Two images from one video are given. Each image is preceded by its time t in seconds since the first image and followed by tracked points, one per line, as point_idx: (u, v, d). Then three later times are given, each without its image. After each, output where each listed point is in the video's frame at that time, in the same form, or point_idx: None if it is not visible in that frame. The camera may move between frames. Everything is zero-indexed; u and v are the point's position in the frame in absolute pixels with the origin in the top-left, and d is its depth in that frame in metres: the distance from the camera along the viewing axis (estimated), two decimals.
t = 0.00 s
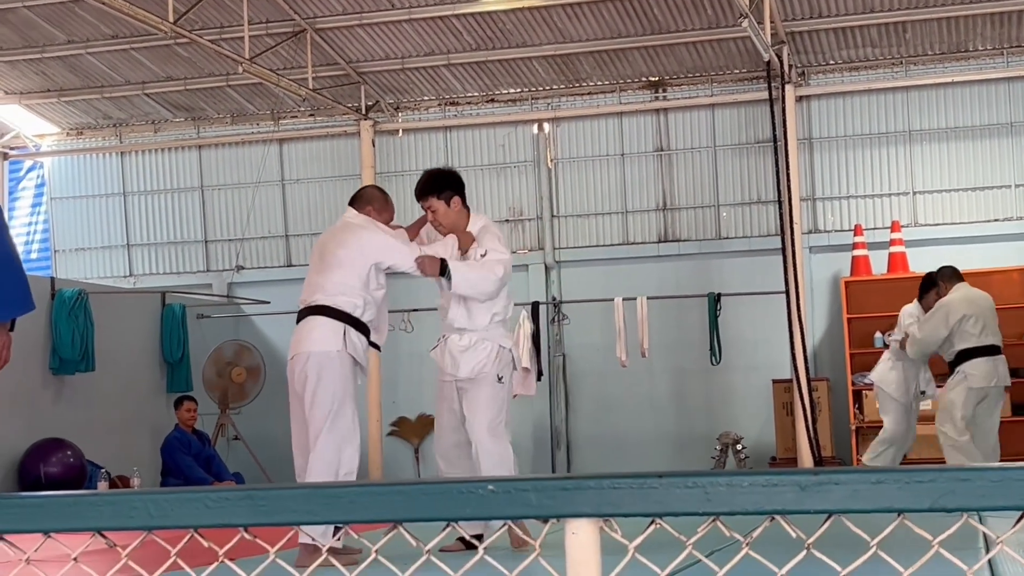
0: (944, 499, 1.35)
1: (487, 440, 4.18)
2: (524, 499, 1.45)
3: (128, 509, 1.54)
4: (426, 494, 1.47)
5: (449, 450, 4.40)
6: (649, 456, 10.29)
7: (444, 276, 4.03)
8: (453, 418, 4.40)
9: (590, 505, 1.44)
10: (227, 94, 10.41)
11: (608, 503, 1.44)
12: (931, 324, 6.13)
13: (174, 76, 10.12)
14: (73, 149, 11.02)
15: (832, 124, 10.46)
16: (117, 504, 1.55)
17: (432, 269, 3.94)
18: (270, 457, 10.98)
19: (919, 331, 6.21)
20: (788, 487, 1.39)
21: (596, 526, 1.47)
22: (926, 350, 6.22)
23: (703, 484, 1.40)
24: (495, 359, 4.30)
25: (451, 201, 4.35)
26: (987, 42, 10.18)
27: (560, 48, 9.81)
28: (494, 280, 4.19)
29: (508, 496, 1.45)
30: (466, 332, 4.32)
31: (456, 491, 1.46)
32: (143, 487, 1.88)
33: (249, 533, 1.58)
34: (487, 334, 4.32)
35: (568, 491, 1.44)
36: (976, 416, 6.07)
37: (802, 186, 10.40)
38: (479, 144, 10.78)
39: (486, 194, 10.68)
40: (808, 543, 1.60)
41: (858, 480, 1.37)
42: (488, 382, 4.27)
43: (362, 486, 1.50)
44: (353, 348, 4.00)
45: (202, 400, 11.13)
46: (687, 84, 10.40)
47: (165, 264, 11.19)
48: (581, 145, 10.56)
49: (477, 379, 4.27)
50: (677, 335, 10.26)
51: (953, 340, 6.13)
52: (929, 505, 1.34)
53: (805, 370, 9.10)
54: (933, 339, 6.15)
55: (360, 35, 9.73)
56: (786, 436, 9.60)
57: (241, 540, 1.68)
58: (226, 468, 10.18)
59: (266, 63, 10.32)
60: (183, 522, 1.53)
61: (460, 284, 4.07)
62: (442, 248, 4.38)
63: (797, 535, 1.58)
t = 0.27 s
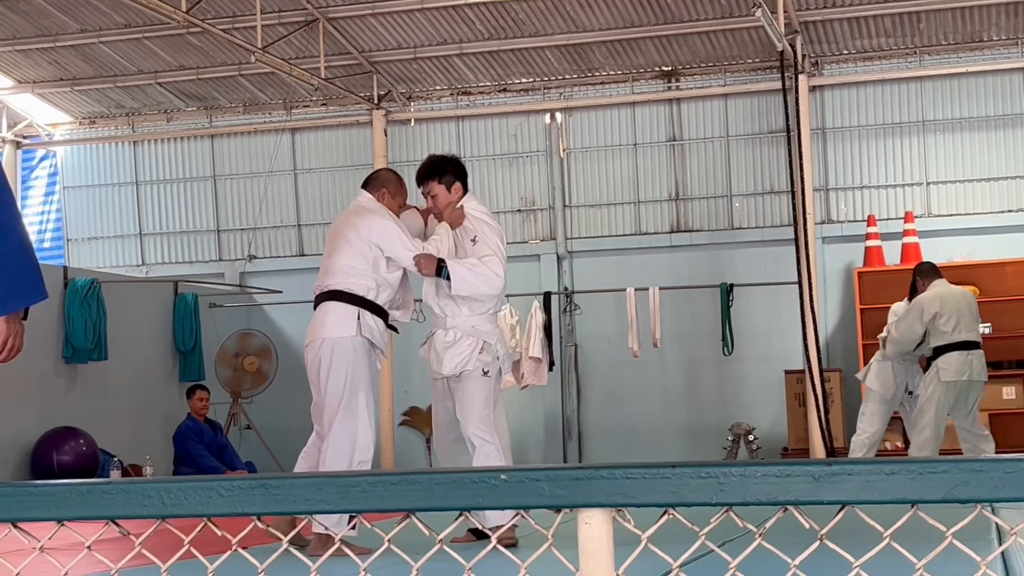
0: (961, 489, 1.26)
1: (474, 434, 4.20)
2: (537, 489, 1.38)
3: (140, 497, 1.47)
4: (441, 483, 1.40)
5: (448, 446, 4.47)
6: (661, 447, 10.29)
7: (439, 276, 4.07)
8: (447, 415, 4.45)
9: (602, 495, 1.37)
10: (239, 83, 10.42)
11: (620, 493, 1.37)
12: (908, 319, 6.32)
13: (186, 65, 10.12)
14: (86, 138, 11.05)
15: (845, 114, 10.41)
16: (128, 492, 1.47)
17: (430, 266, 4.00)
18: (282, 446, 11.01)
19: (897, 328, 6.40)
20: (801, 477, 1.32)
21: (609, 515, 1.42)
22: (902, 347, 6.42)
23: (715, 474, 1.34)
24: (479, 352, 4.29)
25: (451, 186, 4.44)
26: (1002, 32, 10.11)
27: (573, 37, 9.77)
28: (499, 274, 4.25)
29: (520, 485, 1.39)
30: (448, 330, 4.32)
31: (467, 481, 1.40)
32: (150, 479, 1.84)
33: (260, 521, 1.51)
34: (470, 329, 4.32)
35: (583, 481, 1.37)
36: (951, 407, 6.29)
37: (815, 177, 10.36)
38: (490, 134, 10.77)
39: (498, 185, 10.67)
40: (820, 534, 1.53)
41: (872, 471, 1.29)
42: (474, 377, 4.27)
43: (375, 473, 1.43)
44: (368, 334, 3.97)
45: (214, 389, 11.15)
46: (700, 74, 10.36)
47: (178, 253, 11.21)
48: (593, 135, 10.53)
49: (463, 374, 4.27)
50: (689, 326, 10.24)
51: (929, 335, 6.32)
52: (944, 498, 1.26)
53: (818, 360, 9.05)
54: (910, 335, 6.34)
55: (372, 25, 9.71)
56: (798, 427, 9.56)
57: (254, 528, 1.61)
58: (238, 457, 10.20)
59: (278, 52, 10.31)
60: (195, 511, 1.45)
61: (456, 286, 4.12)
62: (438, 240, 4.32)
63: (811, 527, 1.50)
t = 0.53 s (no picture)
0: (975, 487, 1.31)
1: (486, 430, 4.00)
2: (550, 486, 1.44)
3: (154, 492, 1.54)
4: (455, 480, 1.45)
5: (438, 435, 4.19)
6: (673, 440, 10.28)
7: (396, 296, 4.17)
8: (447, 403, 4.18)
9: (616, 493, 1.42)
10: (253, 76, 10.42)
11: (634, 489, 1.42)
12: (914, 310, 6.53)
13: (200, 59, 10.12)
14: (100, 131, 11.08)
15: (860, 107, 10.38)
16: (143, 487, 1.54)
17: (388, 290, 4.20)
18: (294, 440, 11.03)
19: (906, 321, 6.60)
20: (815, 475, 1.36)
21: (623, 513, 1.45)
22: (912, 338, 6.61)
23: (728, 471, 1.38)
24: (496, 345, 4.09)
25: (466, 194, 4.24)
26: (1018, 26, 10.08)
27: (587, 31, 9.74)
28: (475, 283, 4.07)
29: (534, 482, 1.44)
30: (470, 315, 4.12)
31: (480, 478, 1.45)
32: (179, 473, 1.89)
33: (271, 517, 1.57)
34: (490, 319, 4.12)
35: (596, 477, 1.42)
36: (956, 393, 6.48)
37: (829, 170, 10.34)
38: (504, 127, 10.77)
39: (511, 177, 10.66)
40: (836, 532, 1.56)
41: (887, 469, 1.33)
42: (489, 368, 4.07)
43: (390, 469, 1.48)
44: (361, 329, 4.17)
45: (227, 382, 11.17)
46: (714, 67, 10.34)
47: (191, 246, 11.23)
48: (607, 128, 10.52)
49: (478, 364, 4.06)
50: (702, 319, 10.23)
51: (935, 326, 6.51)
52: (957, 495, 1.31)
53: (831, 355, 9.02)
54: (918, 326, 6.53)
55: (385, 18, 9.70)
56: (811, 421, 9.54)
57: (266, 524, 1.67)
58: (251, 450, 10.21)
59: (292, 45, 10.31)
60: (210, 506, 1.52)
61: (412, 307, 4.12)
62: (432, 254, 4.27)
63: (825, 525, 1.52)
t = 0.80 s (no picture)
0: (992, 490, 1.33)
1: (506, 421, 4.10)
2: (565, 487, 1.47)
3: (171, 493, 1.58)
4: (470, 480, 1.49)
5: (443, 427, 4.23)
6: (686, 438, 10.27)
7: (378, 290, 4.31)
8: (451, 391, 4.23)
9: (630, 494, 1.45)
10: (268, 73, 10.44)
11: (649, 491, 1.45)
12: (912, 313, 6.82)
13: (214, 56, 10.14)
14: (115, 129, 11.13)
15: (874, 104, 10.37)
16: (159, 487, 1.58)
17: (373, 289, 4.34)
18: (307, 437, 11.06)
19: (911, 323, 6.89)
20: (831, 477, 1.38)
21: (637, 514, 1.49)
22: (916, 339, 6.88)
23: (743, 473, 1.41)
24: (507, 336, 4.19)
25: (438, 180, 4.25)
26: None
27: (601, 28, 9.73)
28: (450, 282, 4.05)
29: (549, 482, 1.47)
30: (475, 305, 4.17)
31: (496, 478, 1.48)
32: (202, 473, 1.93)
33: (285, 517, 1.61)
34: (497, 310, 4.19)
35: (611, 479, 1.45)
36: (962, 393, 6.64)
37: (843, 168, 10.34)
38: (518, 124, 10.78)
39: (524, 175, 10.67)
40: (851, 534, 1.57)
41: (904, 471, 1.36)
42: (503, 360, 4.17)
43: (405, 469, 1.52)
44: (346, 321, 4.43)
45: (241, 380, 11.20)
46: (728, 64, 10.34)
47: (205, 242, 11.26)
48: (620, 126, 10.53)
49: (492, 356, 4.14)
50: (716, 317, 10.22)
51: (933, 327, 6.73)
52: (973, 498, 1.33)
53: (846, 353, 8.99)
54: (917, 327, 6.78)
55: (399, 15, 9.71)
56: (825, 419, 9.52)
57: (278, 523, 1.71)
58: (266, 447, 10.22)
59: (306, 43, 10.33)
60: (226, 506, 1.56)
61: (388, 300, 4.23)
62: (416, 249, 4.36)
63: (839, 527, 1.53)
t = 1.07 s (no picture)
0: (1003, 489, 1.40)
1: (531, 427, 4.16)
2: (578, 485, 1.53)
3: (187, 492, 1.64)
4: (485, 478, 1.55)
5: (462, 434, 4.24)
6: (698, 437, 10.27)
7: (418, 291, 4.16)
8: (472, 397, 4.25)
9: (642, 492, 1.51)
10: (279, 72, 10.46)
11: (661, 489, 1.51)
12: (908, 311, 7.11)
13: (226, 54, 10.16)
14: (128, 127, 11.17)
15: (887, 103, 10.36)
16: (176, 485, 1.65)
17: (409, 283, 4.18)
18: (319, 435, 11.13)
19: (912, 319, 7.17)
20: (845, 476, 1.45)
21: (650, 514, 1.54)
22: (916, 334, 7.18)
23: (757, 472, 1.48)
24: (524, 341, 4.23)
25: (457, 171, 4.26)
26: None
27: (612, 27, 9.71)
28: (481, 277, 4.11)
29: (562, 481, 1.53)
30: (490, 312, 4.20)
31: (511, 477, 1.55)
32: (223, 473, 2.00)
33: (298, 515, 1.67)
34: (511, 315, 4.22)
35: (623, 477, 1.51)
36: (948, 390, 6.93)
37: (855, 166, 10.33)
38: (529, 123, 10.78)
39: (536, 173, 10.67)
40: (866, 533, 1.56)
41: (916, 470, 1.42)
42: (521, 365, 4.21)
43: (419, 469, 1.58)
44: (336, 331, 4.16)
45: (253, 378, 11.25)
46: (740, 63, 10.33)
47: (217, 241, 11.30)
48: (632, 124, 10.53)
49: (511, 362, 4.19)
50: (727, 316, 10.23)
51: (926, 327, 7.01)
52: (987, 497, 1.40)
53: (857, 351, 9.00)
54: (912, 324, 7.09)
55: (411, 14, 9.70)
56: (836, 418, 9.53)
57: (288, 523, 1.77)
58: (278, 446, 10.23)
59: (318, 42, 10.34)
60: (241, 503, 1.62)
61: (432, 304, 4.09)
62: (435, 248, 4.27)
63: (854, 526, 1.55)
